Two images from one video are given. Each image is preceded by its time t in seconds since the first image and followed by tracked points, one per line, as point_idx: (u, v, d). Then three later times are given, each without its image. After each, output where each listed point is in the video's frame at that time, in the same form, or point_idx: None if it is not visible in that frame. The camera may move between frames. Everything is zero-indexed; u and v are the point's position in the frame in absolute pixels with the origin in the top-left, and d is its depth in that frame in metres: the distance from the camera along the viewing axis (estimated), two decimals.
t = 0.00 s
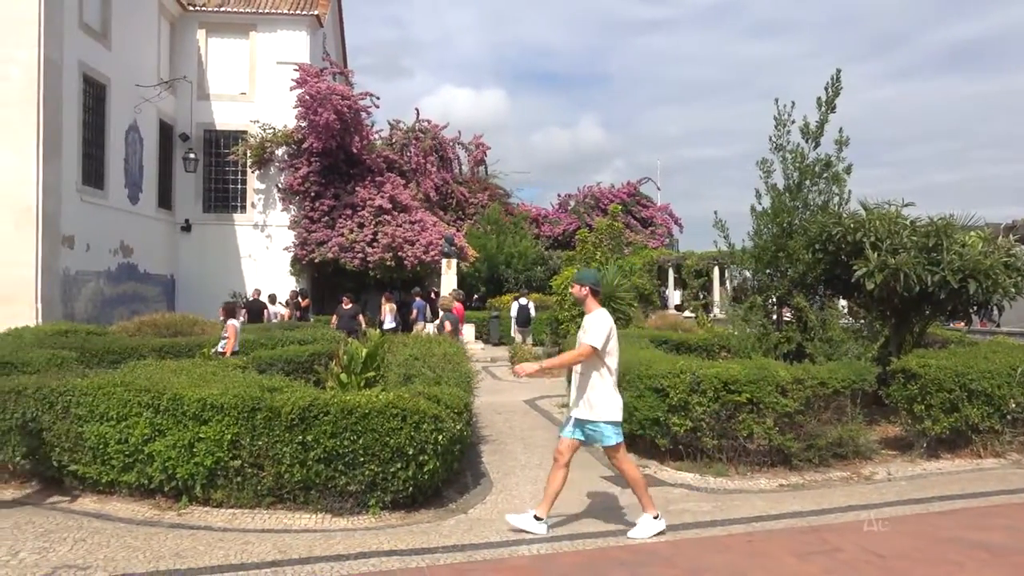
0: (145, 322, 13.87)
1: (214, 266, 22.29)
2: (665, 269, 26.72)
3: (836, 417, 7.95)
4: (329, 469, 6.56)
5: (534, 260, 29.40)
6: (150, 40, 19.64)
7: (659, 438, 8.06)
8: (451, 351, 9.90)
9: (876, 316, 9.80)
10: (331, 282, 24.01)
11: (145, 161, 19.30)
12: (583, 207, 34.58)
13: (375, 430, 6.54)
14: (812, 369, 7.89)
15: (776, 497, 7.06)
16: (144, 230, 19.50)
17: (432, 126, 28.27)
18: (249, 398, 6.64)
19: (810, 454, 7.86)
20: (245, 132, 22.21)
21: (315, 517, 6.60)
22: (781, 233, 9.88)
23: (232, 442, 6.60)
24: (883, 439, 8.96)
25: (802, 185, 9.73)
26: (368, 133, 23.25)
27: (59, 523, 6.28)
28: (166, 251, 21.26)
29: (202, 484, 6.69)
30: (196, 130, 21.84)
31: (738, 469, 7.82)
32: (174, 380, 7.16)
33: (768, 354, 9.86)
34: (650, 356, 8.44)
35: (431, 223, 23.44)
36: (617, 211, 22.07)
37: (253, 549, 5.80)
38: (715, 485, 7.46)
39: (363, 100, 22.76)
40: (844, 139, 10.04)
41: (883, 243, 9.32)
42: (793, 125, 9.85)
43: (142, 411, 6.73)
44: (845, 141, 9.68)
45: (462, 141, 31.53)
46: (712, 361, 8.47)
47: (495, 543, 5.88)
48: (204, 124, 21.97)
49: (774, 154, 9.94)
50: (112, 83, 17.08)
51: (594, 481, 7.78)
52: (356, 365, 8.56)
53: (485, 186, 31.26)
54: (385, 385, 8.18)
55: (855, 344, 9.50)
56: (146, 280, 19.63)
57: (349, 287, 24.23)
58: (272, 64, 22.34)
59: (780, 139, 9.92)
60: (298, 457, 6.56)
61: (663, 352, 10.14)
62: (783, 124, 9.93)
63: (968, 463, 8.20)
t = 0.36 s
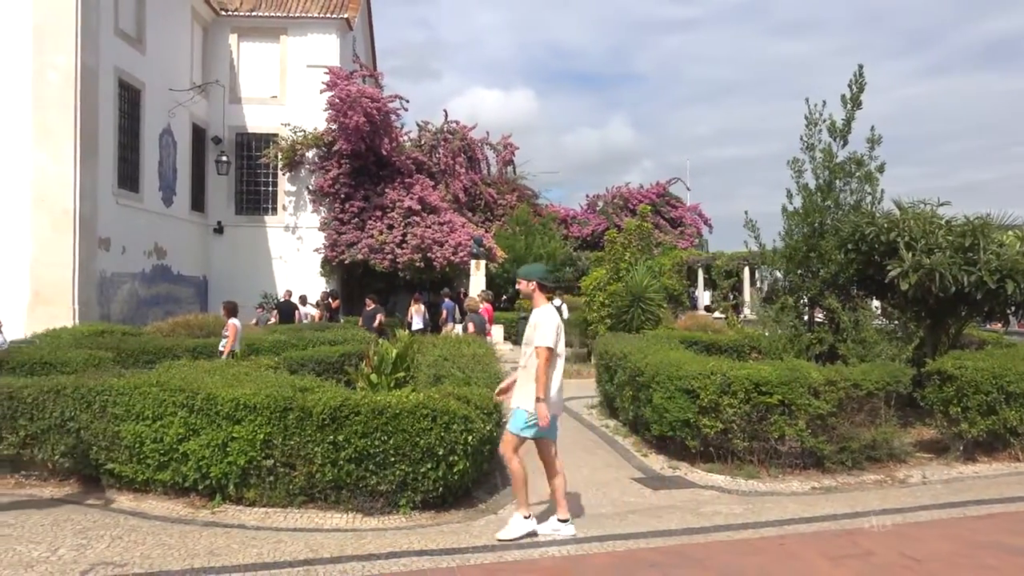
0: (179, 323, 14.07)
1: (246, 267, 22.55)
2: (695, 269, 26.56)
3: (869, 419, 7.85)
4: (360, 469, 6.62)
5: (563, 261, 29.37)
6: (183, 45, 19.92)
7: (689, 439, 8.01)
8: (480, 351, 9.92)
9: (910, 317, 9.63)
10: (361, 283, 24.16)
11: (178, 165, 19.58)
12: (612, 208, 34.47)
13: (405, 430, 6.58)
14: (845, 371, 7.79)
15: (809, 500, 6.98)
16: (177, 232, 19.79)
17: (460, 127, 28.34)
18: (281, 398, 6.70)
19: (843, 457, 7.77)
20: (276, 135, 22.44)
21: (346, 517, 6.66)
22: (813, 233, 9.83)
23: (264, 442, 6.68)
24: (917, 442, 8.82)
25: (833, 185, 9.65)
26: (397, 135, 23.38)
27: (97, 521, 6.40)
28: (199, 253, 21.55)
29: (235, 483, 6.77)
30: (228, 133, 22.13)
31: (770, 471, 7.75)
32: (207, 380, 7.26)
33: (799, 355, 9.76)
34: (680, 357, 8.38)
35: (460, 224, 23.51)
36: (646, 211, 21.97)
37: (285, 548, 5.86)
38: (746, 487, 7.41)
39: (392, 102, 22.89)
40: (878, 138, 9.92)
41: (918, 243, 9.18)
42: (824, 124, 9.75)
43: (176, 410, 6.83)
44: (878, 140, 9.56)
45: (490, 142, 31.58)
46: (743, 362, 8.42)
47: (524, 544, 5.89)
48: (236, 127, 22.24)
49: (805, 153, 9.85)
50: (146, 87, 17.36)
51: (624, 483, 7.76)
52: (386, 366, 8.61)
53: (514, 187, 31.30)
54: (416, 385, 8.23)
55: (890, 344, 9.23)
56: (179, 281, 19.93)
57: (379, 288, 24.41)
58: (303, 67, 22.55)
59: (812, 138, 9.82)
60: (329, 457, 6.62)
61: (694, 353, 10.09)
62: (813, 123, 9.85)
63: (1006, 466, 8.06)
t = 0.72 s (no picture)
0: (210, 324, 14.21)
1: (274, 269, 22.75)
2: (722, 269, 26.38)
3: (901, 422, 7.74)
4: (388, 469, 6.65)
5: (589, 261, 29.31)
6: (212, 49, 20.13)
7: (718, 441, 7.95)
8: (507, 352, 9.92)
9: (944, 318, 9.45)
10: (388, 284, 24.28)
11: (208, 167, 19.81)
12: (639, 208, 34.35)
13: (434, 431, 6.61)
14: (877, 372, 7.70)
15: (840, 503, 6.91)
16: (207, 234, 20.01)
17: (486, 128, 28.40)
18: (310, 399, 6.75)
19: (875, 459, 7.68)
20: (304, 138, 22.64)
21: (375, 516, 6.70)
22: (843, 233, 9.71)
23: (294, 441, 6.74)
24: (951, 445, 8.69)
25: (863, 184, 9.54)
26: (424, 137, 23.48)
27: (131, 519, 6.49)
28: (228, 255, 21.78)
29: (265, 482, 6.84)
30: (257, 136, 22.36)
31: (800, 473, 7.68)
32: (238, 380, 7.34)
33: (830, 357, 9.64)
34: (708, 359, 8.33)
35: (487, 225, 23.54)
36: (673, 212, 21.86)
37: (316, 547, 5.91)
38: (776, 490, 7.34)
39: (419, 104, 23.00)
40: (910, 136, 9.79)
41: (951, 243, 9.08)
42: (855, 122, 9.64)
43: (207, 410, 6.91)
44: (910, 139, 9.43)
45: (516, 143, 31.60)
46: (773, 363, 8.35)
47: (552, 545, 5.89)
48: (265, 130, 22.45)
49: (835, 152, 9.74)
50: (177, 91, 17.60)
51: (653, 484, 7.73)
52: (414, 367, 8.63)
53: (540, 188, 31.30)
54: (444, 386, 8.25)
55: (922, 346, 9.13)
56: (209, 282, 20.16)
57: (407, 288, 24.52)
58: (330, 70, 22.73)
59: (843, 137, 9.71)
60: (358, 457, 6.66)
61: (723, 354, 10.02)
62: (843, 122, 9.74)
63: None
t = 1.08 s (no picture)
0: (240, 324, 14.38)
1: (303, 270, 22.93)
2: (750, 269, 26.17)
3: (935, 423, 7.63)
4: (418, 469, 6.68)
5: (616, 261, 29.22)
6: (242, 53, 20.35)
7: (748, 442, 7.88)
8: (534, 352, 9.92)
9: (978, 317, 9.32)
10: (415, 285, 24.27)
11: (238, 170, 20.02)
12: (666, 208, 34.19)
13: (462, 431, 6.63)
14: (911, 373, 7.59)
15: (873, 505, 6.82)
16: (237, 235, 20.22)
17: (512, 129, 28.42)
18: (340, 398, 6.79)
19: (909, 460, 7.58)
20: (332, 139, 22.81)
21: (404, 515, 6.73)
22: (875, 232, 9.59)
23: (323, 441, 6.79)
24: (986, 446, 8.56)
25: (895, 182, 9.41)
26: (451, 137, 23.53)
27: (164, 517, 6.57)
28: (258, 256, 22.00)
29: (295, 481, 6.90)
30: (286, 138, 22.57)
31: (832, 474, 7.60)
32: (268, 380, 7.41)
33: (861, 357, 9.50)
34: (737, 359, 8.26)
35: (513, 225, 23.53)
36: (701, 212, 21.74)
37: (346, 546, 5.96)
38: (808, 491, 7.27)
39: (445, 105, 23.07)
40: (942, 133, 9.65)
41: (985, 241, 8.93)
42: (886, 120, 9.51)
43: (238, 410, 6.98)
44: (943, 135, 9.29)
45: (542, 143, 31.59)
46: (803, 364, 8.27)
47: (581, 546, 5.88)
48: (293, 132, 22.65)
49: (866, 150, 9.63)
50: (207, 95, 17.82)
51: (682, 485, 7.69)
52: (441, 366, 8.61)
53: (566, 188, 31.26)
54: (472, 386, 8.26)
55: (956, 345, 8.92)
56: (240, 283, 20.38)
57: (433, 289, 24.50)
58: (358, 72, 22.88)
59: (874, 135, 9.58)
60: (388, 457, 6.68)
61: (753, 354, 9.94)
62: (874, 119, 9.62)
63: None
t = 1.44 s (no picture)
0: (269, 325, 14.52)
1: (329, 270, 23.08)
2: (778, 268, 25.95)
3: (969, 423, 7.51)
4: (444, 468, 6.68)
5: (642, 260, 29.10)
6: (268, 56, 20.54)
7: (776, 442, 7.80)
8: (560, 352, 9.91)
9: (1013, 316, 9.11)
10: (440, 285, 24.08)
11: (265, 172, 20.21)
12: (692, 207, 33.98)
13: (490, 430, 6.63)
14: (943, 372, 7.48)
15: (904, 506, 6.73)
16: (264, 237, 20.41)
17: (537, 129, 28.40)
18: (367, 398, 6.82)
19: (942, 461, 7.47)
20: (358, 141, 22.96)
21: (430, 515, 6.74)
22: (906, 230, 9.44)
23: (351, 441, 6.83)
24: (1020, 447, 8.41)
25: (927, 179, 9.26)
26: (476, 138, 23.56)
27: (195, 516, 6.65)
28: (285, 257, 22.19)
29: (323, 480, 6.95)
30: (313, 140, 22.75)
31: (862, 475, 7.52)
32: (296, 380, 7.47)
33: (892, 356, 9.36)
34: (765, 358, 8.18)
35: (539, 225, 23.47)
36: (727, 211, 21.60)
37: (375, 544, 5.99)
38: (837, 492, 7.19)
39: (471, 105, 23.11)
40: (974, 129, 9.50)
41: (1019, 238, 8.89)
42: (918, 115, 9.37)
43: (267, 410, 7.05)
44: (975, 131, 9.14)
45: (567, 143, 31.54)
46: (833, 363, 8.18)
47: (608, 547, 5.86)
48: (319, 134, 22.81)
49: (896, 147, 9.49)
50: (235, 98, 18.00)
51: (711, 486, 7.64)
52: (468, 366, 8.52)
53: (592, 188, 31.16)
54: (498, 386, 8.26)
55: (989, 345, 8.75)
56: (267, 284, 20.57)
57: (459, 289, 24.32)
58: (383, 73, 23.00)
59: (905, 131, 9.46)
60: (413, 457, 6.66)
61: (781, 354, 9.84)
62: (904, 116, 9.49)
63: None
